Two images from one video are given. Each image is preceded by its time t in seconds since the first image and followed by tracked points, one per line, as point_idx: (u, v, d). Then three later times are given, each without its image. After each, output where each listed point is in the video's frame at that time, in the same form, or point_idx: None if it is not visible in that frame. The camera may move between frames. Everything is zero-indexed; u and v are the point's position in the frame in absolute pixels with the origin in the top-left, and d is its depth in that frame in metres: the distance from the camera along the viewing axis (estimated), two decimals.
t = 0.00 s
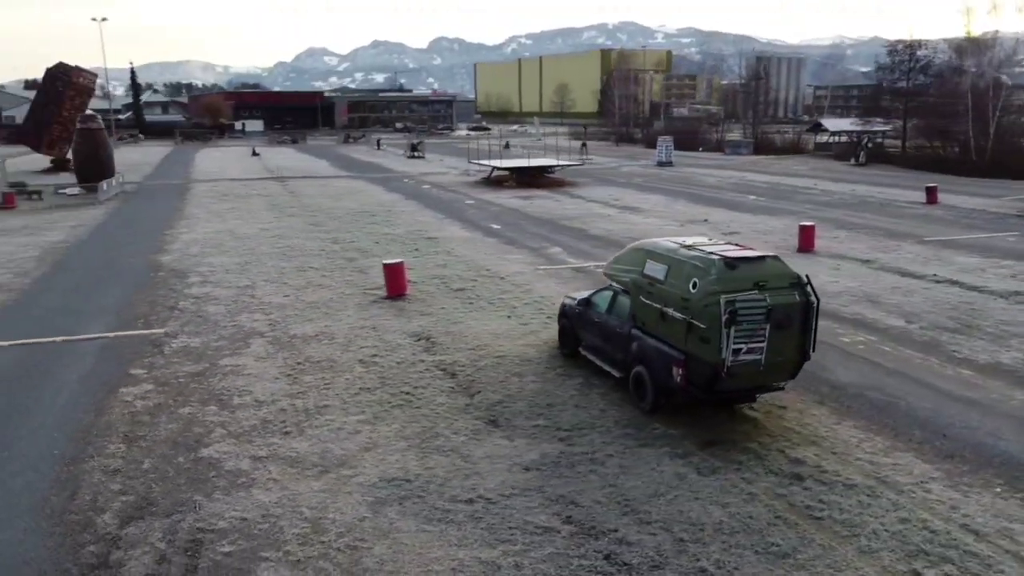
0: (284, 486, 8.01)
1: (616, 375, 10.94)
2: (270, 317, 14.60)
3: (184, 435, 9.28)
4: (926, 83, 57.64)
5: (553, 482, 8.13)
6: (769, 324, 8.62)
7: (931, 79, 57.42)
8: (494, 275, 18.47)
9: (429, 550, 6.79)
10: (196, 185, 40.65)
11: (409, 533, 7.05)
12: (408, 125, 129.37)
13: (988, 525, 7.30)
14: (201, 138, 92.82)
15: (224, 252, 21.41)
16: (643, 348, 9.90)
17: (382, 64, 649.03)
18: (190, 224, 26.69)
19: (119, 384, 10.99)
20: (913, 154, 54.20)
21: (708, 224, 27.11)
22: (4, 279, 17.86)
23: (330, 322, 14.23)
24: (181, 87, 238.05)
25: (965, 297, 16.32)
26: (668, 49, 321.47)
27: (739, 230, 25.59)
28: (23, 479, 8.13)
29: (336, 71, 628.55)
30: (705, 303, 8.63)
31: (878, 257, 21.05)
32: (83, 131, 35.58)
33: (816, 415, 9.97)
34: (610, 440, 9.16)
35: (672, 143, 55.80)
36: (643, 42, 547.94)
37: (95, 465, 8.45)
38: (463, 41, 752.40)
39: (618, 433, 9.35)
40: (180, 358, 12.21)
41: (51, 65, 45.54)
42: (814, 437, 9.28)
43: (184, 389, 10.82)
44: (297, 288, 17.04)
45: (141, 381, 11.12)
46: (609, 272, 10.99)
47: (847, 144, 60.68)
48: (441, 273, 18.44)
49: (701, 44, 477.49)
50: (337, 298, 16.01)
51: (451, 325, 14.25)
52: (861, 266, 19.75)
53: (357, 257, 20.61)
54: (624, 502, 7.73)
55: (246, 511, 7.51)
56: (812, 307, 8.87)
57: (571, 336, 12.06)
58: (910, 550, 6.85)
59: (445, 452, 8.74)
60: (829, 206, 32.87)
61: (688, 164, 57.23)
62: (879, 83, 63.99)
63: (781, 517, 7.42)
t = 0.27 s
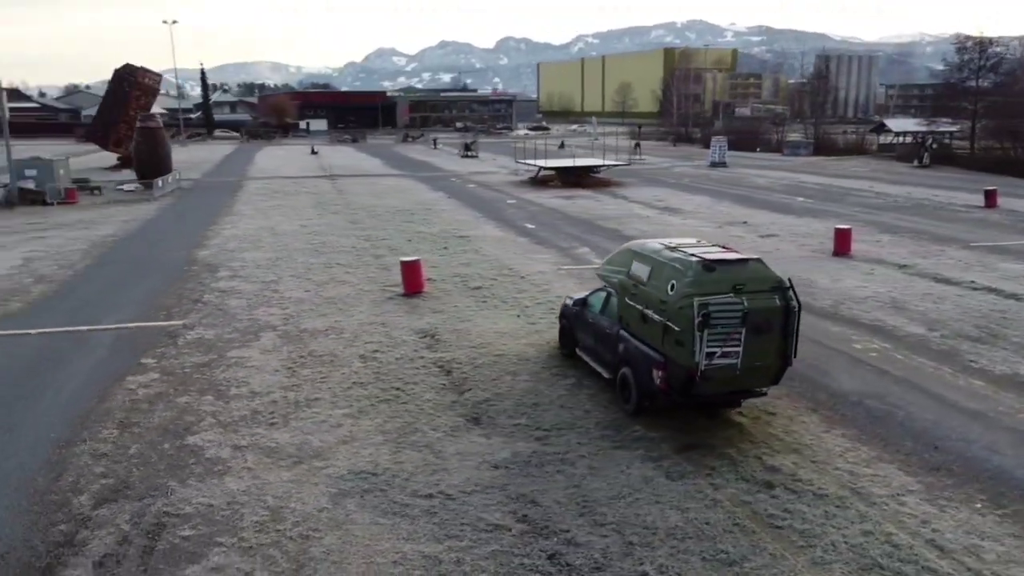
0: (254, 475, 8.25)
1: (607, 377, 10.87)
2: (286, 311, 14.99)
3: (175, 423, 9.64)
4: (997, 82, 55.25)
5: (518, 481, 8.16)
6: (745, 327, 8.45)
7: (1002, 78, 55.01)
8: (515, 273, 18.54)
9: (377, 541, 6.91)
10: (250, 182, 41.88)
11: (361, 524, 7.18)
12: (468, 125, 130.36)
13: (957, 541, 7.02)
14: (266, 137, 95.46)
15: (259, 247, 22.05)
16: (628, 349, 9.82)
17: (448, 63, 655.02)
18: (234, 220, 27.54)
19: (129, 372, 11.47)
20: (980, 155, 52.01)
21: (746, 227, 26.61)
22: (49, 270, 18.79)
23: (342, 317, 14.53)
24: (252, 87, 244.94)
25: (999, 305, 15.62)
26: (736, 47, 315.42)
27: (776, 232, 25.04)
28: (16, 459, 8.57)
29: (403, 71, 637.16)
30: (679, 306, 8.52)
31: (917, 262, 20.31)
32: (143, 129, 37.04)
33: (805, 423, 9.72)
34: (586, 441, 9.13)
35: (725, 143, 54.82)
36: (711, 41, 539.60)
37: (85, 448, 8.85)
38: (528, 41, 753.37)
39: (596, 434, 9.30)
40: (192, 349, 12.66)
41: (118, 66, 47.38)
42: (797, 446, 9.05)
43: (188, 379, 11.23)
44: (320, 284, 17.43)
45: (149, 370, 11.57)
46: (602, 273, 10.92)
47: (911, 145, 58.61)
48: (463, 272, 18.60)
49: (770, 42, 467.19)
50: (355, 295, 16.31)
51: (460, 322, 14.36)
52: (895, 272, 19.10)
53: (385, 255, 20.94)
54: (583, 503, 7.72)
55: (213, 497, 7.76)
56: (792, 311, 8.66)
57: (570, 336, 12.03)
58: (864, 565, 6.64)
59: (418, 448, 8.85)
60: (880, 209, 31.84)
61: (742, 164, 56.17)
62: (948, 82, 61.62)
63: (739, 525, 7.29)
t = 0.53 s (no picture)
0: (230, 463, 8.53)
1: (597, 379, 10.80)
2: (303, 307, 15.36)
3: (169, 411, 10.02)
4: None
5: (483, 478, 8.21)
6: (719, 331, 8.32)
7: None
8: (536, 273, 18.56)
9: (329, 531, 7.07)
10: (301, 180, 42.92)
11: (318, 514, 7.36)
12: (527, 125, 130.58)
13: (917, 556, 6.78)
14: (327, 136, 97.57)
15: (294, 244, 22.61)
16: (611, 351, 9.76)
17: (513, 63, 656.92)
18: (278, 217, 28.29)
19: (140, 362, 11.95)
20: None
21: (785, 229, 26.02)
22: (92, 263, 19.69)
23: (356, 313, 14.82)
24: (320, 87, 250.41)
25: None
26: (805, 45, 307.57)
27: (816, 236, 24.41)
28: (15, 440, 9.04)
29: (468, 70, 641.73)
30: (653, 308, 8.44)
31: (957, 268, 19.54)
32: (200, 128, 38.26)
33: (792, 430, 9.50)
34: (562, 441, 9.12)
35: (781, 143, 53.59)
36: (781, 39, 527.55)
37: (80, 432, 9.29)
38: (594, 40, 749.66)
39: (573, 435, 9.29)
40: (205, 340, 13.10)
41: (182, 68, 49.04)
42: (776, 453, 8.86)
43: (193, 370, 11.64)
44: (343, 280, 17.80)
45: (158, 360, 12.03)
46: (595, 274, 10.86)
47: (980, 146, 56.20)
48: (484, 271, 18.72)
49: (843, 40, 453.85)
50: (373, 291, 16.60)
51: (469, 320, 14.49)
52: (932, 278, 18.42)
53: (413, 253, 21.23)
54: (543, 502, 7.73)
55: (186, 483, 8.05)
56: (770, 315, 8.48)
57: (567, 337, 11.99)
58: None
59: (394, 442, 9.00)
60: (933, 212, 30.69)
61: (798, 165, 54.84)
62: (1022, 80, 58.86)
63: (693, 530, 7.19)
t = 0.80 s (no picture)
0: (215, 450, 8.83)
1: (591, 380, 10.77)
2: (324, 302, 15.74)
3: (172, 398, 10.43)
4: None
5: (454, 474, 8.30)
6: (694, 334, 8.21)
7: None
8: (562, 273, 18.54)
9: (289, 519, 7.27)
10: (355, 179, 43.73)
11: (283, 502, 7.57)
12: (591, 125, 129.99)
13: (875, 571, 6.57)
14: (391, 135, 99.22)
15: (332, 240, 23.14)
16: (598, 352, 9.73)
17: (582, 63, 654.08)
18: (324, 214, 28.96)
19: (157, 351, 12.46)
20: None
21: (831, 233, 25.28)
22: (138, 255, 20.56)
23: (373, 309, 15.10)
24: (389, 87, 254.54)
25: None
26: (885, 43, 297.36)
27: (861, 240, 23.66)
28: (24, 421, 9.56)
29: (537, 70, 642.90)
30: (629, 309, 8.38)
31: (1004, 276, 18.66)
32: (257, 127, 39.71)
33: (778, 437, 9.29)
34: (541, 441, 9.13)
35: (845, 144, 51.98)
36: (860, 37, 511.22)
37: (84, 415, 9.76)
38: (665, 39, 739.99)
39: (553, 435, 9.29)
40: (223, 332, 13.56)
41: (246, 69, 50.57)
42: (756, 460, 8.68)
43: (204, 360, 12.07)
44: (369, 276, 18.14)
45: (174, 350, 12.52)
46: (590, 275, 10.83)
47: None
48: (510, 270, 18.80)
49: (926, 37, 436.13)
50: (396, 289, 16.86)
51: (482, 318, 14.58)
52: (974, 285, 17.64)
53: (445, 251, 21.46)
54: (506, 499, 7.77)
55: (169, 467, 8.39)
56: (749, 320, 8.33)
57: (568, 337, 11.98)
58: None
59: (375, 436, 9.17)
60: (995, 217, 29.33)
61: (863, 167, 53.11)
62: None
63: (649, 534, 7.13)
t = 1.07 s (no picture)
0: (207, 437, 9.17)
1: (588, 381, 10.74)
2: (349, 298, 16.09)
3: (180, 386, 10.85)
4: None
5: (428, 469, 8.41)
6: (670, 336, 8.12)
7: None
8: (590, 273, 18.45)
9: (258, 506, 7.50)
10: (411, 177, 44.40)
11: (257, 490, 7.82)
12: (658, 125, 128.45)
13: None
14: (457, 135, 100.36)
15: (372, 238, 23.57)
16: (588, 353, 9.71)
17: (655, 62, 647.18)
18: (371, 212, 29.53)
19: (178, 341, 12.98)
20: None
21: (881, 237, 24.41)
22: (185, 250, 21.39)
23: (394, 306, 15.36)
24: (460, 87, 257.14)
25: None
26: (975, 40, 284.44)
27: (912, 245, 22.78)
28: (40, 404, 10.11)
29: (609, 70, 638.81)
30: (607, 310, 8.35)
31: None
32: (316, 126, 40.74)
33: (767, 445, 9.07)
34: (524, 440, 9.16)
35: (915, 145, 50.02)
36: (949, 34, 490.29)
37: (96, 400, 10.26)
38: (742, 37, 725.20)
39: (537, 434, 9.30)
40: (245, 325, 14.02)
41: (310, 71, 51.78)
42: (737, 467, 8.50)
43: (221, 351, 12.51)
44: (399, 273, 18.43)
45: (195, 340, 13.02)
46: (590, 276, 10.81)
47: None
48: (539, 269, 18.82)
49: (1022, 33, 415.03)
50: (421, 286, 17.09)
51: (498, 317, 14.66)
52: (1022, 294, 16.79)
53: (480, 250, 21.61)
54: (474, 496, 7.84)
55: (159, 452, 8.76)
56: (728, 323, 8.19)
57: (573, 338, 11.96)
58: None
59: (361, 429, 9.36)
60: None
61: (935, 169, 50.99)
62: None
63: (607, 536, 7.09)
